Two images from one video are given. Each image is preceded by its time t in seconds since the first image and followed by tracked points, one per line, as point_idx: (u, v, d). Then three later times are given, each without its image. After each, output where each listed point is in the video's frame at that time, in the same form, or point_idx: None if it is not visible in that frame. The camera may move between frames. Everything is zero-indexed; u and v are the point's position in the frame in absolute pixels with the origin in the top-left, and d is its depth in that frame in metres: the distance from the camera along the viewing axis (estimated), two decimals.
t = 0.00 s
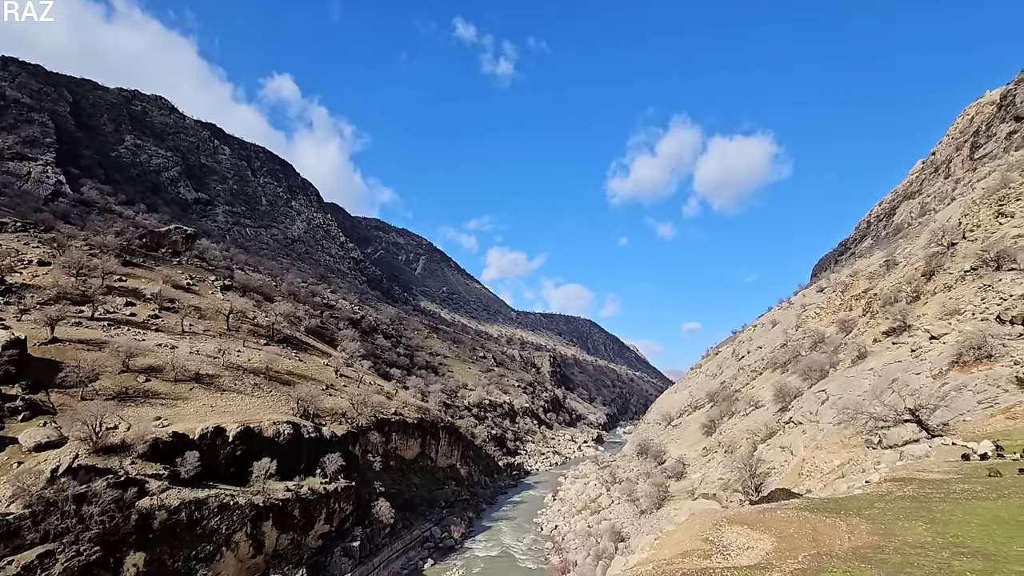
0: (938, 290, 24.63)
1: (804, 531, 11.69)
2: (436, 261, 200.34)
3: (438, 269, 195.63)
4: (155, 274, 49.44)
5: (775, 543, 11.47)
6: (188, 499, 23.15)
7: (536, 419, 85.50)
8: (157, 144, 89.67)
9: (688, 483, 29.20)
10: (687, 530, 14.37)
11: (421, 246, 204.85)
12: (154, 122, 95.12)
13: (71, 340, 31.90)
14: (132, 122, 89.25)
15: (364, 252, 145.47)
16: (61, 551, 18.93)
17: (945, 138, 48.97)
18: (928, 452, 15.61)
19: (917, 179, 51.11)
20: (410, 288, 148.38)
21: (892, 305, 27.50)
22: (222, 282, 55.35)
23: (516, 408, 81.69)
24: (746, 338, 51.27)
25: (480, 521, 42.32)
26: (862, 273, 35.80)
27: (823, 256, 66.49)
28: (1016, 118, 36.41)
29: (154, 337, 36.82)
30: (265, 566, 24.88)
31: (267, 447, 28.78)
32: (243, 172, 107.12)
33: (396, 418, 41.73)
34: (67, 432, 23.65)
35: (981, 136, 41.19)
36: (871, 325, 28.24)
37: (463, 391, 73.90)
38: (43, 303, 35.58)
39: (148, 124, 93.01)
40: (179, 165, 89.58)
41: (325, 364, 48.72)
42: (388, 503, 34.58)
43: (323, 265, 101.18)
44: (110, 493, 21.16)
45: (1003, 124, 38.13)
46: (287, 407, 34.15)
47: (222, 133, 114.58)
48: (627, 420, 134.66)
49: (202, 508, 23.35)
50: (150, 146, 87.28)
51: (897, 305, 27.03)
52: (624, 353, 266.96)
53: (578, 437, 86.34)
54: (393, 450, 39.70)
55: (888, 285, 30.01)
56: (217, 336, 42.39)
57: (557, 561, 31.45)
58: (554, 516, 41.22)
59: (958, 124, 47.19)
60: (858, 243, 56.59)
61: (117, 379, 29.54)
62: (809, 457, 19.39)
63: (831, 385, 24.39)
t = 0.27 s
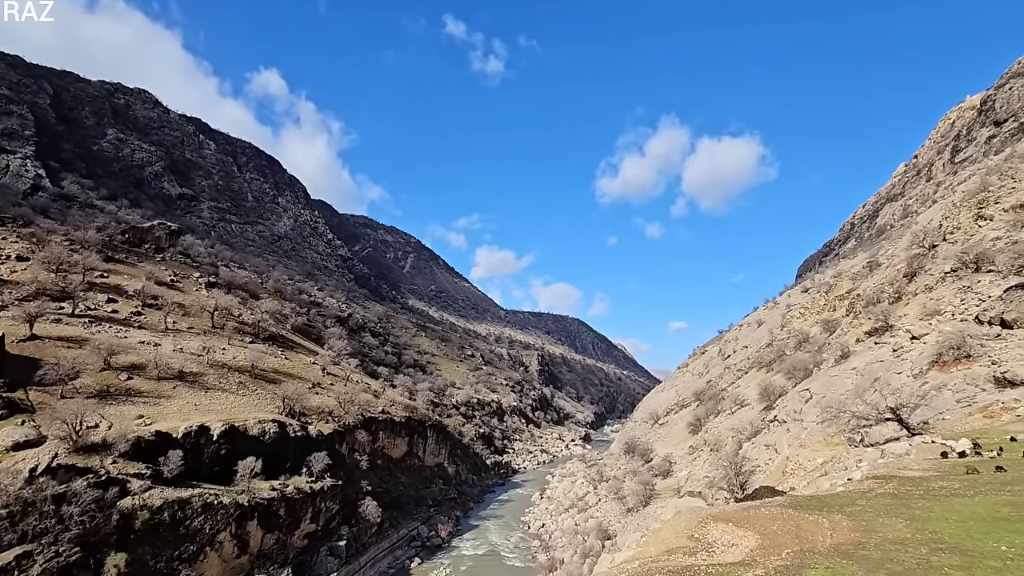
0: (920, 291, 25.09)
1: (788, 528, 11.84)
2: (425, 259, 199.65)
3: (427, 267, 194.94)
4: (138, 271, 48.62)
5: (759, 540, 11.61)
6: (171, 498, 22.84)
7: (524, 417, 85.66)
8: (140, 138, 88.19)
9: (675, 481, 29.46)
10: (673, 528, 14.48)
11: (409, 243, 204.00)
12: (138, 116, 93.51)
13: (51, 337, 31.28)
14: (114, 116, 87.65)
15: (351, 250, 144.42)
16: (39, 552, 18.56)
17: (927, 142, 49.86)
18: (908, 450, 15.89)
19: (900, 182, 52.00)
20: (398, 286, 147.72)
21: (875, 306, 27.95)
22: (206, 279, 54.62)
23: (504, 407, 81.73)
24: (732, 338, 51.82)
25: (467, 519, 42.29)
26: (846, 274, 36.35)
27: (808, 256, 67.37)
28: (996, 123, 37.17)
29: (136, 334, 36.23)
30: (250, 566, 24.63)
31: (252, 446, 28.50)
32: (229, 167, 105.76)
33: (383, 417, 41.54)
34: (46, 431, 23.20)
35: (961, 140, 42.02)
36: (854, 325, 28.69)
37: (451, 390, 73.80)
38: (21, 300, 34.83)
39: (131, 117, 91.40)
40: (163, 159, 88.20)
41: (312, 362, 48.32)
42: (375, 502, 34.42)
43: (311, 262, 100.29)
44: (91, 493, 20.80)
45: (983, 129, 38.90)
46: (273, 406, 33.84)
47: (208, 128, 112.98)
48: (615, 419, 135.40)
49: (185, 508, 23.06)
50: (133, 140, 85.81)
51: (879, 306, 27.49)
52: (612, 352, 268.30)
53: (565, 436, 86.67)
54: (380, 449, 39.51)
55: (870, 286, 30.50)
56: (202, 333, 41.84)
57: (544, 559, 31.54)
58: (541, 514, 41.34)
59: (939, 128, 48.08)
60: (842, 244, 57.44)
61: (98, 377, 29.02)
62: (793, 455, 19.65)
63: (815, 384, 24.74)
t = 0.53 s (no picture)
0: (902, 291, 25.52)
1: (772, 525, 11.99)
2: (414, 257, 198.87)
3: (416, 265, 194.23)
4: (121, 266, 47.83)
5: (744, 537, 11.73)
6: (154, 497, 22.53)
7: (512, 415, 85.75)
8: (123, 131, 86.69)
9: (661, 479, 29.72)
10: (659, 525, 14.59)
11: (398, 241, 202.97)
12: (121, 109, 91.90)
13: (30, 334, 30.65)
14: (97, 108, 86.06)
15: (340, 247, 143.43)
16: (17, 553, 18.23)
17: (910, 145, 50.70)
18: (889, 448, 16.16)
19: (884, 185, 52.81)
20: (386, 284, 146.95)
21: (858, 306, 28.37)
22: (191, 275, 53.90)
23: (493, 405, 81.74)
24: (719, 337, 52.33)
25: (455, 518, 42.25)
26: (831, 274, 36.86)
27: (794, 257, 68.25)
28: (977, 128, 37.88)
29: (119, 331, 35.64)
30: (234, 566, 24.38)
31: (237, 444, 28.21)
32: (215, 162, 104.38)
33: (371, 416, 41.35)
34: (25, 429, 22.74)
35: (943, 144, 42.77)
36: (838, 325, 29.12)
37: (439, 388, 73.65)
38: None
39: (115, 110, 89.80)
40: (147, 154, 86.81)
41: (299, 360, 47.94)
42: (362, 500, 34.25)
43: (298, 259, 99.38)
44: (71, 493, 20.44)
45: (964, 133, 39.63)
46: (258, 404, 33.50)
47: (193, 122, 111.37)
48: (603, 417, 136.15)
49: (169, 507, 22.76)
50: (116, 133, 84.34)
51: (863, 306, 27.91)
52: (601, 351, 269.52)
53: (554, 434, 86.93)
54: (368, 447, 39.30)
55: (854, 286, 30.98)
56: (186, 331, 41.29)
57: (531, 557, 31.60)
58: (529, 512, 41.43)
59: (922, 132, 48.91)
60: (827, 245, 58.22)
61: (79, 375, 28.50)
62: (777, 453, 19.90)
63: (800, 383, 25.07)
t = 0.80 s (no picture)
0: (886, 292, 25.93)
1: (757, 522, 12.12)
2: (403, 255, 198.07)
3: (405, 263, 193.39)
4: (104, 262, 47.09)
5: (730, 534, 11.85)
6: (138, 496, 22.23)
7: (502, 414, 85.76)
8: (107, 125, 85.25)
9: (649, 477, 29.93)
10: (647, 523, 14.69)
11: (387, 238, 201.95)
12: (105, 102, 90.36)
13: (10, 330, 30.08)
14: (80, 101, 84.52)
15: (328, 244, 142.36)
16: None
17: (895, 148, 51.45)
18: (872, 446, 16.40)
19: (869, 187, 53.53)
20: (375, 281, 146.14)
21: (844, 306, 28.75)
22: (177, 271, 53.20)
23: (482, 403, 81.71)
24: (706, 336, 52.77)
25: (443, 516, 42.18)
26: (817, 275, 37.32)
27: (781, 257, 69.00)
28: (960, 132, 38.52)
29: (102, 328, 35.09)
30: (220, 565, 24.13)
31: (223, 443, 27.93)
32: (202, 157, 103.05)
33: (359, 414, 41.15)
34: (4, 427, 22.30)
35: (927, 147, 43.44)
36: (824, 324, 29.50)
37: (428, 386, 73.46)
38: None
39: (98, 103, 88.27)
40: (132, 148, 85.47)
41: (287, 357, 47.56)
42: (350, 499, 34.07)
43: (286, 256, 98.48)
44: (52, 492, 20.08)
45: (948, 137, 40.28)
46: (245, 402, 33.19)
47: (179, 116, 109.85)
48: (591, 415, 136.71)
49: (153, 506, 22.47)
50: (100, 126, 82.92)
51: (848, 306, 28.28)
52: (590, 349, 270.50)
53: (542, 432, 87.08)
54: (356, 446, 39.09)
55: (840, 287, 31.40)
56: (172, 327, 40.76)
57: (520, 555, 31.63)
58: (518, 510, 41.47)
59: (906, 135, 49.65)
60: (814, 246, 58.91)
61: (61, 372, 28.03)
62: (764, 451, 20.12)
63: (786, 382, 25.36)
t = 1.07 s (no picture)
0: (872, 292, 26.27)
1: (745, 519, 12.23)
2: (394, 252, 197.24)
3: (396, 261, 192.59)
4: (89, 258, 46.36)
5: (718, 531, 11.95)
6: (123, 496, 21.95)
7: (492, 412, 85.77)
8: (92, 118, 83.88)
9: (638, 475, 30.11)
10: (635, 520, 14.77)
11: (378, 236, 200.97)
12: (90, 95, 88.90)
13: None
14: (64, 94, 83.07)
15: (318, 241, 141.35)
16: None
17: (881, 150, 52.09)
18: (857, 445, 16.60)
19: (856, 188, 54.18)
20: (365, 279, 145.35)
21: (831, 306, 29.11)
22: (163, 268, 52.53)
23: (472, 402, 81.64)
24: (696, 335, 53.14)
25: (433, 515, 42.11)
26: (805, 275, 37.70)
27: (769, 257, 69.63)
28: (945, 134, 39.09)
29: (87, 325, 34.57)
30: (206, 565, 23.91)
31: (210, 441, 27.66)
32: (189, 153, 101.80)
33: (349, 412, 40.95)
34: None
35: (913, 149, 44.05)
36: (811, 324, 29.83)
37: (418, 384, 73.26)
38: None
39: (83, 96, 86.81)
40: (118, 142, 84.22)
41: (275, 355, 47.19)
42: (339, 497, 33.91)
43: (275, 253, 97.65)
44: (34, 491, 19.73)
45: (933, 140, 40.87)
46: (233, 400, 32.88)
47: (166, 110, 108.39)
48: (581, 414, 137.17)
49: (138, 505, 22.20)
50: (85, 120, 81.58)
51: (835, 306, 28.61)
52: (581, 348, 271.33)
53: (533, 431, 87.18)
54: (345, 444, 38.91)
55: (827, 287, 31.76)
56: (158, 325, 40.27)
57: (509, 553, 31.65)
58: (508, 508, 41.52)
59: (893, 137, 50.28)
60: (802, 247, 59.52)
61: (44, 369, 27.57)
62: (751, 449, 20.31)
63: (774, 381, 25.62)
